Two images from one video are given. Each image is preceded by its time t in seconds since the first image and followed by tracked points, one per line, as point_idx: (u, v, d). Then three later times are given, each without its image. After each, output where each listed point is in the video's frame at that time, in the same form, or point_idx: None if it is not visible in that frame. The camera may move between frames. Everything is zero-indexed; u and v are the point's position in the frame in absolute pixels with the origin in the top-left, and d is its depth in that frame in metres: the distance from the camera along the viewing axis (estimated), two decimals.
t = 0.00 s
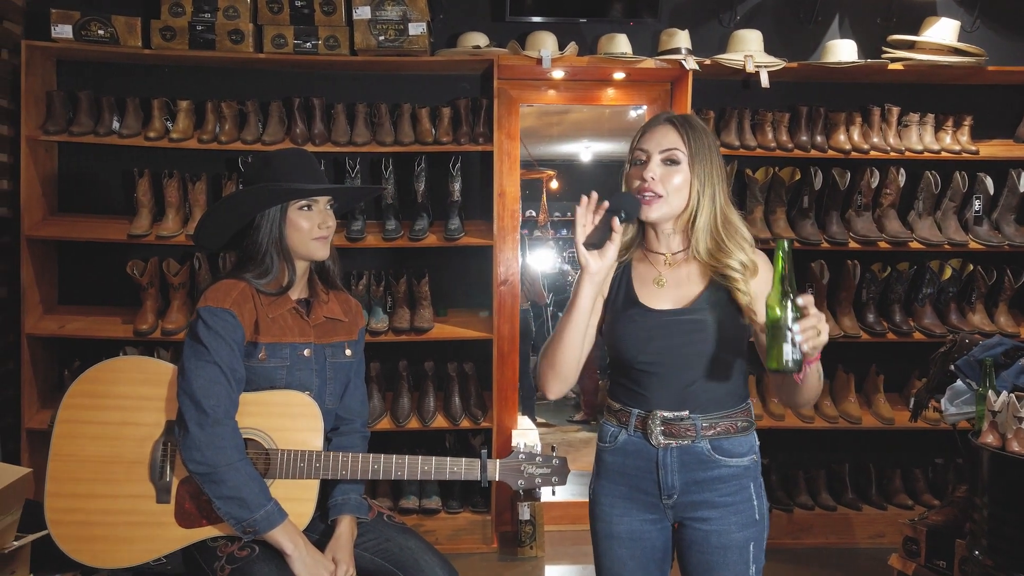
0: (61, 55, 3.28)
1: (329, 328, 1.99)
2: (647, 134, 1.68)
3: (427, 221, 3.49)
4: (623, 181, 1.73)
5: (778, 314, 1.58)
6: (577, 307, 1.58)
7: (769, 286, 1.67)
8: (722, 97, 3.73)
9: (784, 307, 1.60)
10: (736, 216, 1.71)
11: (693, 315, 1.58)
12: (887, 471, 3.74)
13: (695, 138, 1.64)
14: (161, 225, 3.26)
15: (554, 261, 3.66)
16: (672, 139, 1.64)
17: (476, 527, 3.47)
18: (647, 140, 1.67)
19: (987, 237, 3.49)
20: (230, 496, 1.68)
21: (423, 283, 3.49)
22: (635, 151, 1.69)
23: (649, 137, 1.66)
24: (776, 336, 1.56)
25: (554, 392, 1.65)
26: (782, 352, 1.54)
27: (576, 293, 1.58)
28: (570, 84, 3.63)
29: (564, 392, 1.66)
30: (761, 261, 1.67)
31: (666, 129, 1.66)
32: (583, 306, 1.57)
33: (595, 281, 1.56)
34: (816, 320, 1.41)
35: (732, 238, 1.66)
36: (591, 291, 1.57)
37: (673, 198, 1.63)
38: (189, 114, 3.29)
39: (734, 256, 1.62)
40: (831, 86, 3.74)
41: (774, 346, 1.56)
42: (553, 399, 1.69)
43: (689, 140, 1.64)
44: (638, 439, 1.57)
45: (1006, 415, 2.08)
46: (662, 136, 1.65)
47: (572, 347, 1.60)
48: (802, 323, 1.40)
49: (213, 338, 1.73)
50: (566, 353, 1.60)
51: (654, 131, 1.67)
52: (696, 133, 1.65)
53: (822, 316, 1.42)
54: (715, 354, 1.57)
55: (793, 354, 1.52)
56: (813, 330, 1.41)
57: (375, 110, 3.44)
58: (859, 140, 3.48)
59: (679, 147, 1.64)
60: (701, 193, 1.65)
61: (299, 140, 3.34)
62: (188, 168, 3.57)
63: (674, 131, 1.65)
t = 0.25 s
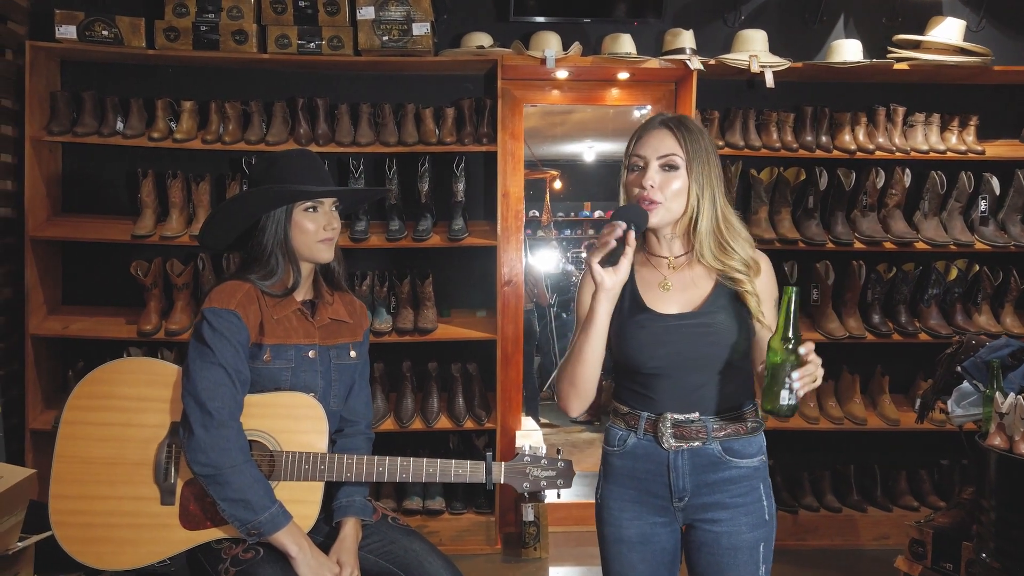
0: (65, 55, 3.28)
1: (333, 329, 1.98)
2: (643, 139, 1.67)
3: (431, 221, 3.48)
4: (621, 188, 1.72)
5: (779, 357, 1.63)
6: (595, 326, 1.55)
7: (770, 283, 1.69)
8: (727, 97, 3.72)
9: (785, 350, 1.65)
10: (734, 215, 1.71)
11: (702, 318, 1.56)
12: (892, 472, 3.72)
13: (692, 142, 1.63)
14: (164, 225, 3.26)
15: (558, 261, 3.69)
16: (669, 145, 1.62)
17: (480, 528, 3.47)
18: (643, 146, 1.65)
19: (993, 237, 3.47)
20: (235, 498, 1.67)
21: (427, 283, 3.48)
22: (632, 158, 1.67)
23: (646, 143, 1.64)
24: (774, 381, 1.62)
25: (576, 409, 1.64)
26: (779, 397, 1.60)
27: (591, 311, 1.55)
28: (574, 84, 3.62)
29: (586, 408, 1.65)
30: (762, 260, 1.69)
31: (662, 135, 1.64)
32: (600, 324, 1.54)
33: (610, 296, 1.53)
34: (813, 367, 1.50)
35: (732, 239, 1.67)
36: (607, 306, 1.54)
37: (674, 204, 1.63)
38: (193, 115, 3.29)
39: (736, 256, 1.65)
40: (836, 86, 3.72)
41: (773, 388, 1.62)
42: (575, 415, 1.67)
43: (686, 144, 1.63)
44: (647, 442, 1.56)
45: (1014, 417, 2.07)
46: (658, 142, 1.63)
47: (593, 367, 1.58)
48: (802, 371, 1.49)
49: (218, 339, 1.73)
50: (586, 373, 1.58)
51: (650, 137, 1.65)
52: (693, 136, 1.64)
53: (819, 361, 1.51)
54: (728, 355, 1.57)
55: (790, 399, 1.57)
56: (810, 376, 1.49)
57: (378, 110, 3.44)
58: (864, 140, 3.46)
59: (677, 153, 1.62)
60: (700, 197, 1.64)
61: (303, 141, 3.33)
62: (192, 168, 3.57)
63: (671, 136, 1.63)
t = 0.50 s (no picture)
0: (67, 55, 3.26)
1: (337, 330, 1.96)
2: (645, 139, 1.63)
3: (435, 221, 3.46)
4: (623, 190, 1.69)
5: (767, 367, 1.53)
6: (613, 340, 1.51)
7: (772, 283, 1.68)
8: (733, 95, 3.69)
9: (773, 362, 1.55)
10: (736, 215, 1.68)
11: (708, 321, 1.54)
12: (899, 474, 3.70)
13: (696, 142, 1.59)
14: (167, 225, 3.24)
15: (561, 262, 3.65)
16: (673, 145, 1.59)
17: (484, 529, 3.44)
18: (646, 146, 1.61)
19: (1001, 237, 3.44)
20: (238, 501, 1.65)
21: (431, 283, 3.46)
22: (634, 157, 1.63)
23: (649, 143, 1.60)
24: (762, 391, 1.49)
25: (597, 422, 1.61)
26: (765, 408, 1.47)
27: (608, 326, 1.51)
28: (578, 82, 3.59)
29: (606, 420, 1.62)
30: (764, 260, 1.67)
31: (666, 134, 1.60)
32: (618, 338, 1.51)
33: (627, 310, 1.49)
34: (801, 379, 1.46)
35: (735, 239, 1.65)
36: (623, 319, 1.50)
37: (678, 204, 1.59)
38: (195, 114, 3.27)
39: (739, 257, 1.62)
40: (843, 84, 3.69)
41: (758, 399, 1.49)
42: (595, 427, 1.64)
43: (690, 143, 1.59)
44: (655, 445, 1.53)
45: None
46: (662, 142, 1.59)
47: (612, 380, 1.55)
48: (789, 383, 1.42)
49: (221, 341, 1.71)
50: (606, 387, 1.55)
51: (653, 136, 1.61)
52: (697, 135, 1.60)
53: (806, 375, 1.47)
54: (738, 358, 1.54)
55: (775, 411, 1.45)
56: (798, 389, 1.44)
57: (382, 110, 3.42)
58: (872, 139, 3.43)
59: (681, 153, 1.58)
60: (705, 198, 1.61)
61: (306, 140, 3.31)
62: (195, 167, 3.56)
63: (675, 135, 1.60)
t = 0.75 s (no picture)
0: (69, 53, 3.25)
1: (341, 330, 1.95)
2: (654, 136, 1.62)
3: (438, 220, 3.45)
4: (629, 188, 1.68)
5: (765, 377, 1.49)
6: (619, 334, 1.49)
7: (779, 285, 1.66)
8: (736, 94, 3.68)
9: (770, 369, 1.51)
10: (744, 216, 1.67)
11: (711, 321, 1.53)
12: (903, 474, 3.68)
13: (705, 141, 1.58)
14: (169, 224, 3.23)
15: (562, 259, 3.68)
16: (681, 142, 1.58)
17: (487, 529, 3.43)
18: (655, 144, 1.60)
19: (1007, 237, 3.43)
20: (240, 503, 1.64)
21: (433, 283, 3.45)
22: (643, 155, 1.63)
23: (657, 141, 1.60)
24: (760, 400, 1.48)
25: (601, 419, 1.59)
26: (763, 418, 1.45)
27: (614, 320, 1.49)
28: (581, 81, 3.58)
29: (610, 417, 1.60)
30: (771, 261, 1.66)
31: (674, 132, 1.59)
32: (624, 332, 1.49)
33: (633, 303, 1.48)
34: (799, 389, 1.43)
35: (742, 239, 1.63)
36: (630, 312, 1.48)
37: (685, 202, 1.58)
38: (198, 113, 3.26)
39: (746, 257, 1.61)
40: (847, 83, 3.68)
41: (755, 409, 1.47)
42: (600, 425, 1.62)
43: (699, 141, 1.58)
44: (658, 446, 1.52)
45: None
46: (671, 140, 1.58)
47: (618, 375, 1.53)
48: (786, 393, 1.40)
49: (223, 341, 1.69)
50: (611, 382, 1.53)
51: (661, 134, 1.60)
52: (705, 133, 1.60)
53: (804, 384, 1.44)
54: (740, 359, 1.53)
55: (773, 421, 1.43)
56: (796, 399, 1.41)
57: (385, 108, 3.40)
58: (876, 138, 3.42)
59: (689, 150, 1.57)
60: (712, 196, 1.60)
61: (309, 139, 3.30)
62: (197, 166, 3.55)
63: (683, 133, 1.59)
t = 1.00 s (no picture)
0: (64, 50, 3.21)
1: (341, 331, 1.92)
2: (664, 131, 1.60)
3: (437, 219, 3.41)
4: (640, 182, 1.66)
5: (770, 381, 1.44)
6: (619, 321, 1.46)
7: (789, 287, 1.63)
8: (738, 92, 3.65)
9: (777, 372, 1.45)
10: (756, 213, 1.63)
11: (721, 323, 1.49)
12: (906, 475, 3.66)
13: (717, 135, 1.55)
14: (165, 223, 3.19)
15: (561, 258, 3.65)
16: (692, 136, 1.55)
17: (487, 531, 3.40)
18: (665, 138, 1.58)
19: (1010, 236, 3.40)
20: (239, 511, 1.60)
21: (433, 283, 3.41)
22: (653, 150, 1.61)
23: (668, 135, 1.57)
24: (766, 404, 1.43)
25: (597, 413, 1.55)
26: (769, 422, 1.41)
27: (616, 307, 1.46)
28: (582, 79, 3.55)
29: (606, 411, 1.56)
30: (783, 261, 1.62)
31: (685, 126, 1.57)
32: (625, 320, 1.46)
33: (636, 290, 1.44)
34: (805, 394, 1.42)
35: (754, 238, 1.60)
36: (632, 301, 1.45)
37: (696, 198, 1.56)
38: (194, 110, 3.22)
39: (756, 256, 1.58)
40: (850, 81, 3.65)
41: (761, 413, 1.43)
42: (596, 419, 1.58)
43: (710, 136, 1.56)
44: (663, 451, 1.48)
45: None
46: (681, 133, 1.56)
47: (615, 367, 1.49)
48: (792, 397, 1.38)
49: (222, 343, 1.65)
50: (609, 372, 1.49)
51: (672, 128, 1.58)
52: (717, 128, 1.57)
53: (810, 388, 1.43)
54: (748, 362, 1.50)
55: (780, 425, 1.39)
56: (802, 403, 1.40)
57: (383, 106, 3.37)
58: (879, 137, 3.39)
59: (700, 145, 1.55)
60: (723, 192, 1.57)
61: (307, 137, 3.27)
62: (194, 165, 3.51)
63: (694, 127, 1.57)
